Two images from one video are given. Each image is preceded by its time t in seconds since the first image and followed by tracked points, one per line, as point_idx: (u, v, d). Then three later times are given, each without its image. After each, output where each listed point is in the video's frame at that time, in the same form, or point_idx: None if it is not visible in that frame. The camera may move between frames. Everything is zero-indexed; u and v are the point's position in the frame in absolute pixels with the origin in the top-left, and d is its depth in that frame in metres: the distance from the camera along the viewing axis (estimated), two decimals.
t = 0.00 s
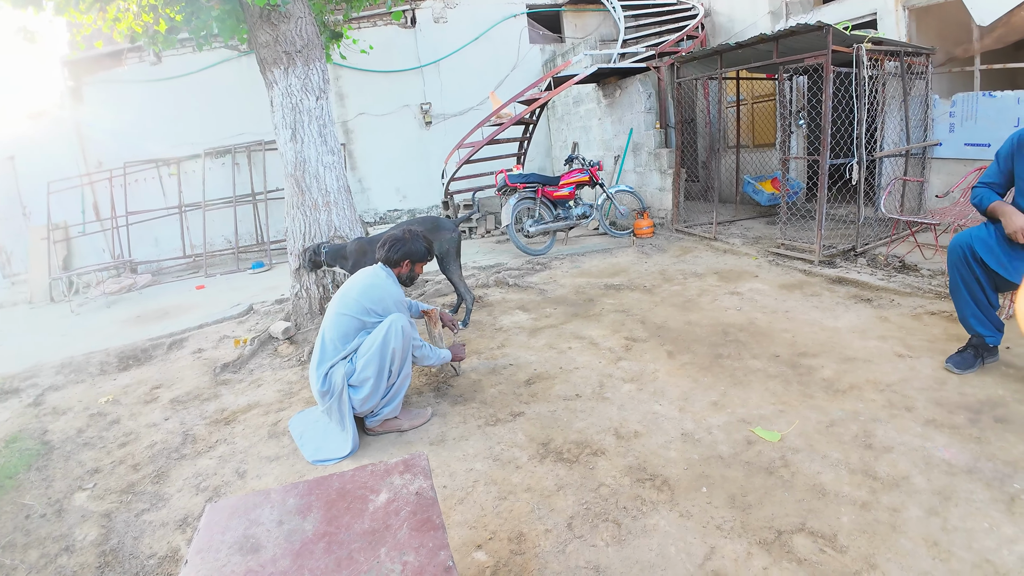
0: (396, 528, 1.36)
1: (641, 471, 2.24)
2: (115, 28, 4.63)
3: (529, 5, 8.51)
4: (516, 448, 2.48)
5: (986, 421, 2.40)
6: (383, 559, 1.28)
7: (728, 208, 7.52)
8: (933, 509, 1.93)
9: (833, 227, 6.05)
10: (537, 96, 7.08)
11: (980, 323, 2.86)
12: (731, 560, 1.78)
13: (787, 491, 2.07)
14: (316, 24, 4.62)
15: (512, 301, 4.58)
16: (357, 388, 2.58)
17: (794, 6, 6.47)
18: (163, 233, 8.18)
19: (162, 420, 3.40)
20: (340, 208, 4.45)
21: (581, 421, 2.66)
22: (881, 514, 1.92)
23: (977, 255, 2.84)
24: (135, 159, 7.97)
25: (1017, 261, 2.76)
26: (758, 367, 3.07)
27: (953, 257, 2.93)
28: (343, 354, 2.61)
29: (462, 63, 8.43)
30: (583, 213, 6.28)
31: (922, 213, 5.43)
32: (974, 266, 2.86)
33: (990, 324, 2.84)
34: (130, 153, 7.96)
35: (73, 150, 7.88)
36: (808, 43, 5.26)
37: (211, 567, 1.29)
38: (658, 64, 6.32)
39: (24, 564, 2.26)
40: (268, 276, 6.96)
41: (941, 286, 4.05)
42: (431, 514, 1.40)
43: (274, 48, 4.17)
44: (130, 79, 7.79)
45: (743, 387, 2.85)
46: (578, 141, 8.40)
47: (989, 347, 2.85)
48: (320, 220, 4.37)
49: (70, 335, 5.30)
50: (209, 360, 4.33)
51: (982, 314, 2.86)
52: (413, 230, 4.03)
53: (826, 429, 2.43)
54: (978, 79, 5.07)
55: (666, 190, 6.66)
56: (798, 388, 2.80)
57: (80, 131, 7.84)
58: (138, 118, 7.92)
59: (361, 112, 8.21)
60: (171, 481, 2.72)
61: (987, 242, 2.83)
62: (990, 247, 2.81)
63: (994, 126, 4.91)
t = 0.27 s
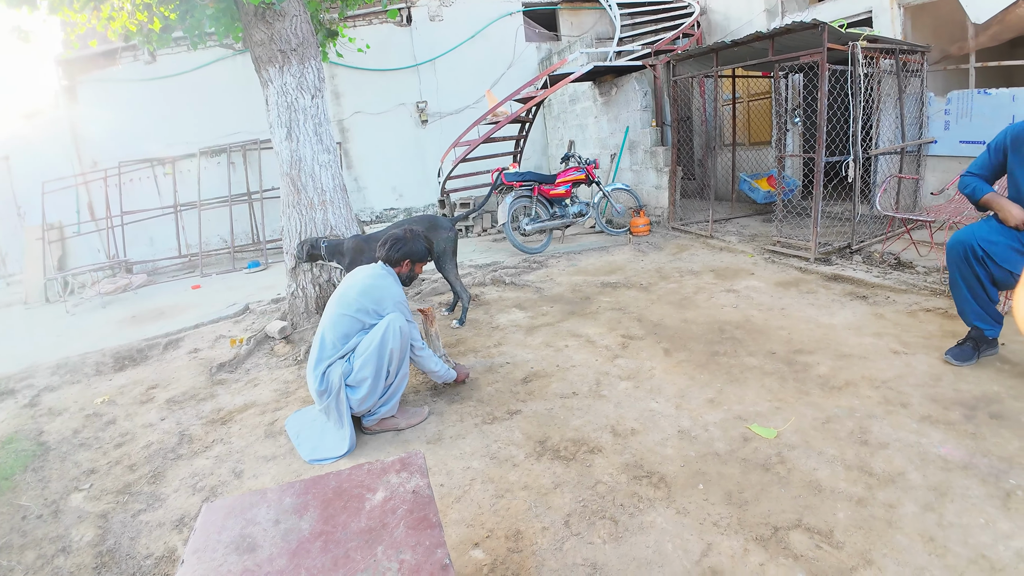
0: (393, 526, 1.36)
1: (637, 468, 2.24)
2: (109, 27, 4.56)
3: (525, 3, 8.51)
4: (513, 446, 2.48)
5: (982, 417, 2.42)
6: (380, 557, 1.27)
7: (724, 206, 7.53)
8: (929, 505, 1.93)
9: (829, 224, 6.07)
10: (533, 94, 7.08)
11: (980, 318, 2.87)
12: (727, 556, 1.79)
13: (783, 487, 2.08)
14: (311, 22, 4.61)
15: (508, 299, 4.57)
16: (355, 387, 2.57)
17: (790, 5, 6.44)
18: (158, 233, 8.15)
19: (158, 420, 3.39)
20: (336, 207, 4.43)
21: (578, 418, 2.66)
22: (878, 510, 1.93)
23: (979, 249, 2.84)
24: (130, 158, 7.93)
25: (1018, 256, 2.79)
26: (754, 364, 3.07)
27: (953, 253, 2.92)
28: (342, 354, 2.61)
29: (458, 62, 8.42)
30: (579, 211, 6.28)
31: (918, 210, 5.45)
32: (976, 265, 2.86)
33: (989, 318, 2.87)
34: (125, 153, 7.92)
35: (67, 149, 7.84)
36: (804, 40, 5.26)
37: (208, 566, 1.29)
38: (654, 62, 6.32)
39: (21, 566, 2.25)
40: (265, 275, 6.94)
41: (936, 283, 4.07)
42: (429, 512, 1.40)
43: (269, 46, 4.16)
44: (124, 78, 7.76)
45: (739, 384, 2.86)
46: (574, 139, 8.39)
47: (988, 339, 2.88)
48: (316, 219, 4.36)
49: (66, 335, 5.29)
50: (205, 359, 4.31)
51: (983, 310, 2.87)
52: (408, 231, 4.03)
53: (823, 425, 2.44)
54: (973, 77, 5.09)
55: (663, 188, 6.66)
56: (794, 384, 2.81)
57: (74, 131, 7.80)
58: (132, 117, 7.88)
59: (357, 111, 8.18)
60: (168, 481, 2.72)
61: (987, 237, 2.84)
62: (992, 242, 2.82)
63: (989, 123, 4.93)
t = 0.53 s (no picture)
0: (389, 526, 1.36)
1: (634, 466, 2.24)
2: (103, 26, 4.53)
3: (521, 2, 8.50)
4: (510, 445, 2.48)
5: (976, 414, 2.43)
6: (376, 557, 1.27)
7: (720, 204, 7.55)
8: (924, 501, 1.94)
9: (824, 222, 6.08)
10: (529, 92, 7.07)
11: (975, 319, 2.90)
12: (723, 553, 1.79)
13: (779, 484, 2.09)
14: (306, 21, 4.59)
15: (505, 298, 4.57)
16: (356, 390, 2.58)
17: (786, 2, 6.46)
18: (154, 232, 8.11)
19: (154, 421, 3.38)
20: (332, 206, 4.42)
21: (574, 416, 2.66)
22: (873, 507, 1.94)
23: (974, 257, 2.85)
24: (125, 158, 7.89)
25: (1012, 260, 2.80)
26: (750, 361, 3.08)
27: (946, 259, 2.94)
28: (339, 358, 2.59)
29: (454, 60, 8.40)
30: (576, 210, 6.28)
31: (912, 208, 5.47)
32: (968, 269, 2.88)
33: (984, 318, 2.89)
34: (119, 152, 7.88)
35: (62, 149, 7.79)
36: (799, 38, 5.27)
37: (204, 567, 1.28)
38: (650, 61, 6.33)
39: (17, 567, 2.24)
40: (261, 274, 6.93)
41: (930, 280, 4.09)
42: (425, 511, 1.40)
43: (264, 45, 4.14)
44: (119, 77, 7.71)
45: (735, 381, 2.86)
46: (570, 137, 8.39)
47: (983, 337, 2.89)
48: (312, 219, 4.34)
49: (61, 336, 5.26)
50: (201, 360, 4.30)
51: (977, 311, 2.89)
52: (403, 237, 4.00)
53: (818, 423, 2.45)
54: (969, 74, 5.12)
55: (659, 186, 6.67)
56: (790, 382, 2.82)
57: (69, 131, 7.76)
58: (127, 117, 7.84)
59: (352, 109, 8.16)
60: (164, 482, 2.71)
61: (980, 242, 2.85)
62: (983, 246, 2.84)
63: (984, 121, 4.95)
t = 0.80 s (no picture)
0: (386, 525, 1.36)
1: (631, 464, 2.25)
2: (98, 25, 4.51)
3: None
4: (507, 443, 2.48)
5: (972, 410, 2.44)
6: (373, 556, 1.27)
7: (717, 202, 7.55)
8: (921, 497, 1.95)
9: (820, 219, 6.10)
10: (526, 90, 7.06)
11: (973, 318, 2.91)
12: (721, 550, 1.79)
13: (775, 481, 2.09)
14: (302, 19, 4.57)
15: (501, 296, 4.56)
16: (353, 392, 2.58)
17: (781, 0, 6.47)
18: (149, 232, 8.07)
19: (150, 421, 3.37)
20: (327, 205, 4.41)
21: (571, 414, 2.66)
22: (869, 503, 1.95)
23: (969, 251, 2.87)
24: (119, 158, 7.85)
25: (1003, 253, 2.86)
26: (746, 359, 3.09)
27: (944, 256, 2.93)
28: (333, 361, 2.58)
29: (450, 59, 8.39)
30: (572, 208, 6.27)
31: (908, 205, 5.49)
32: (967, 269, 2.87)
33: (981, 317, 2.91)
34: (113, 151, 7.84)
35: (56, 149, 7.73)
36: (794, 36, 5.27)
37: (201, 567, 1.28)
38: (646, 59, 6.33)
39: (14, 568, 2.23)
40: (257, 274, 6.90)
41: (926, 277, 4.10)
42: (421, 509, 1.40)
43: (259, 44, 4.12)
44: (113, 76, 7.67)
45: (731, 379, 2.87)
46: (567, 136, 8.39)
47: (979, 335, 2.92)
48: (308, 218, 4.33)
49: (56, 336, 5.24)
50: (197, 359, 4.28)
51: (975, 311, 2.90)
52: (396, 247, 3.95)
53: (814, 420, 2.46)
54: (964, 73, 5.14)
55: (655, 184, 6.67)
56: (786, 378, 2.83)
57: (63, 131, 7.71)
58: (122, 116, 7.80)
59: (348, 108, 8.14)
60: (160, 482, 2.70)
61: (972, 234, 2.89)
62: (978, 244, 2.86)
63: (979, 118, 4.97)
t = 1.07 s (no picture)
0: (383, 524, 1.36)
1: (627, 461, 2.25)
2: (91, 23, 4.50)
3: None
4: (504, 441, 2.48)
5: (967, 406, 2.45)
6: (370, 556, 1.27)
7: (713, 200, 7.57)
8: (916, 494, 1.96)
9: (815, 217, 6.11)
10: (522, 88, 7.05)
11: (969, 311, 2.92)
12: (717, 547, 1.80)
13: (772, 478, 2.10)
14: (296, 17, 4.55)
15: (498, 295, 4.56)
16: (347, 394, 2.57)
17: None
18: (144, 232, 8.03)
19: (146, 421, 3.36)
20: (323, 203, 4.39)
21: (568, 412, 2.67)
22: (865, 500, 1.96)
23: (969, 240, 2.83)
24: (113, 156, 7.81)
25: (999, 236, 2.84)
26: (742, 356, 3.10)
27: (948, 249, 2.88)
28: (327, 363, 2.57)
29: (445, 57, 8.38)
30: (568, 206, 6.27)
31: (903, 202, 5.51)
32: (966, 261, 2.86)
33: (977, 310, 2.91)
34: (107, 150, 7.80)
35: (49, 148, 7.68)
36: (790, 34, 5.28)
37: (198, 568, 1.28)
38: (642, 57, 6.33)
39: (10, 570, 2.22)
40: (252, 273, 6.88)
41: (921, 274, 4.12)
42: (419, 509, 1.40)
43: (253, 41, 4.10)
44: (107, 75, 7.64)
45: (728, 376, 2.88)
46: (563, 134, 8.38)
47: (974, 331, 2.93)
48: (303, 216, 4.31)
49: (51, 337, 5.21)
50: (193, 359, 4.27)
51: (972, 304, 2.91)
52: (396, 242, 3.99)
53: (810, 417, 2.46)
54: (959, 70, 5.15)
55: (651, 182, 6.68)
56: (782, 375, 2.84)
57: (57, 130, 7.66)
58: (116, 115, 7.76)
59: (343, 106, 8.11)
60: (156, 483, 2.69)
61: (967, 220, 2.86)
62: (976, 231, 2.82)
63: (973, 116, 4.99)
